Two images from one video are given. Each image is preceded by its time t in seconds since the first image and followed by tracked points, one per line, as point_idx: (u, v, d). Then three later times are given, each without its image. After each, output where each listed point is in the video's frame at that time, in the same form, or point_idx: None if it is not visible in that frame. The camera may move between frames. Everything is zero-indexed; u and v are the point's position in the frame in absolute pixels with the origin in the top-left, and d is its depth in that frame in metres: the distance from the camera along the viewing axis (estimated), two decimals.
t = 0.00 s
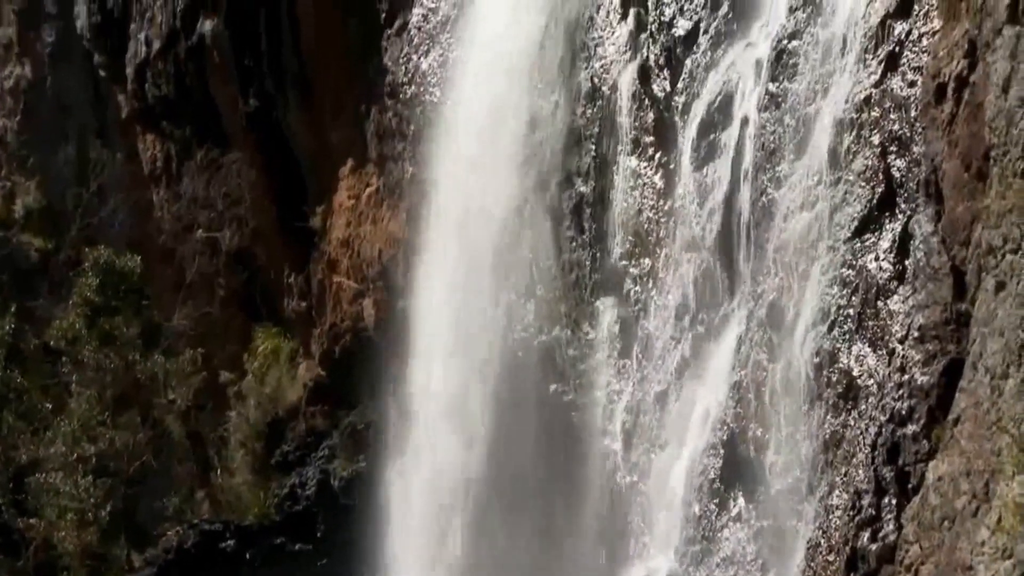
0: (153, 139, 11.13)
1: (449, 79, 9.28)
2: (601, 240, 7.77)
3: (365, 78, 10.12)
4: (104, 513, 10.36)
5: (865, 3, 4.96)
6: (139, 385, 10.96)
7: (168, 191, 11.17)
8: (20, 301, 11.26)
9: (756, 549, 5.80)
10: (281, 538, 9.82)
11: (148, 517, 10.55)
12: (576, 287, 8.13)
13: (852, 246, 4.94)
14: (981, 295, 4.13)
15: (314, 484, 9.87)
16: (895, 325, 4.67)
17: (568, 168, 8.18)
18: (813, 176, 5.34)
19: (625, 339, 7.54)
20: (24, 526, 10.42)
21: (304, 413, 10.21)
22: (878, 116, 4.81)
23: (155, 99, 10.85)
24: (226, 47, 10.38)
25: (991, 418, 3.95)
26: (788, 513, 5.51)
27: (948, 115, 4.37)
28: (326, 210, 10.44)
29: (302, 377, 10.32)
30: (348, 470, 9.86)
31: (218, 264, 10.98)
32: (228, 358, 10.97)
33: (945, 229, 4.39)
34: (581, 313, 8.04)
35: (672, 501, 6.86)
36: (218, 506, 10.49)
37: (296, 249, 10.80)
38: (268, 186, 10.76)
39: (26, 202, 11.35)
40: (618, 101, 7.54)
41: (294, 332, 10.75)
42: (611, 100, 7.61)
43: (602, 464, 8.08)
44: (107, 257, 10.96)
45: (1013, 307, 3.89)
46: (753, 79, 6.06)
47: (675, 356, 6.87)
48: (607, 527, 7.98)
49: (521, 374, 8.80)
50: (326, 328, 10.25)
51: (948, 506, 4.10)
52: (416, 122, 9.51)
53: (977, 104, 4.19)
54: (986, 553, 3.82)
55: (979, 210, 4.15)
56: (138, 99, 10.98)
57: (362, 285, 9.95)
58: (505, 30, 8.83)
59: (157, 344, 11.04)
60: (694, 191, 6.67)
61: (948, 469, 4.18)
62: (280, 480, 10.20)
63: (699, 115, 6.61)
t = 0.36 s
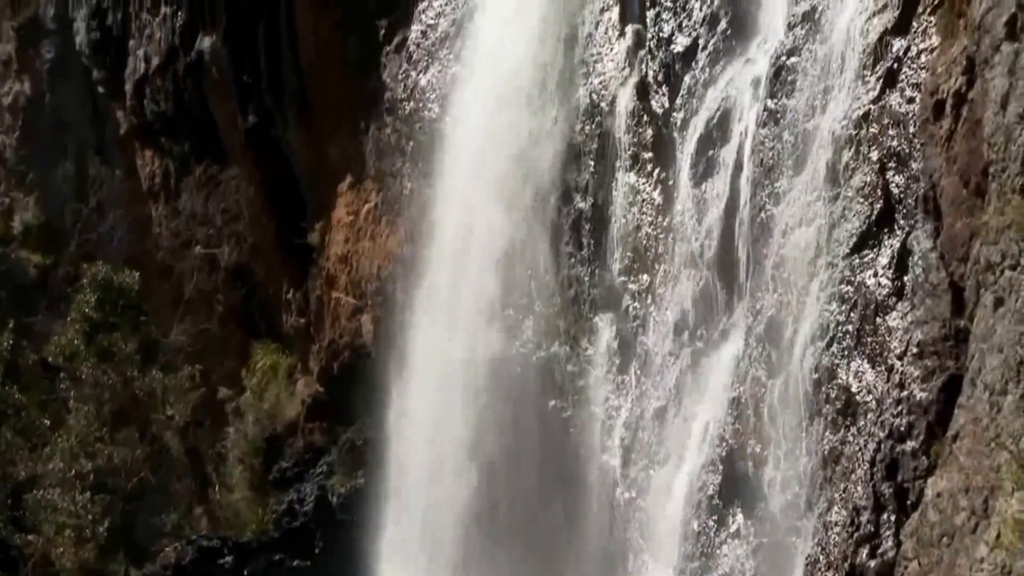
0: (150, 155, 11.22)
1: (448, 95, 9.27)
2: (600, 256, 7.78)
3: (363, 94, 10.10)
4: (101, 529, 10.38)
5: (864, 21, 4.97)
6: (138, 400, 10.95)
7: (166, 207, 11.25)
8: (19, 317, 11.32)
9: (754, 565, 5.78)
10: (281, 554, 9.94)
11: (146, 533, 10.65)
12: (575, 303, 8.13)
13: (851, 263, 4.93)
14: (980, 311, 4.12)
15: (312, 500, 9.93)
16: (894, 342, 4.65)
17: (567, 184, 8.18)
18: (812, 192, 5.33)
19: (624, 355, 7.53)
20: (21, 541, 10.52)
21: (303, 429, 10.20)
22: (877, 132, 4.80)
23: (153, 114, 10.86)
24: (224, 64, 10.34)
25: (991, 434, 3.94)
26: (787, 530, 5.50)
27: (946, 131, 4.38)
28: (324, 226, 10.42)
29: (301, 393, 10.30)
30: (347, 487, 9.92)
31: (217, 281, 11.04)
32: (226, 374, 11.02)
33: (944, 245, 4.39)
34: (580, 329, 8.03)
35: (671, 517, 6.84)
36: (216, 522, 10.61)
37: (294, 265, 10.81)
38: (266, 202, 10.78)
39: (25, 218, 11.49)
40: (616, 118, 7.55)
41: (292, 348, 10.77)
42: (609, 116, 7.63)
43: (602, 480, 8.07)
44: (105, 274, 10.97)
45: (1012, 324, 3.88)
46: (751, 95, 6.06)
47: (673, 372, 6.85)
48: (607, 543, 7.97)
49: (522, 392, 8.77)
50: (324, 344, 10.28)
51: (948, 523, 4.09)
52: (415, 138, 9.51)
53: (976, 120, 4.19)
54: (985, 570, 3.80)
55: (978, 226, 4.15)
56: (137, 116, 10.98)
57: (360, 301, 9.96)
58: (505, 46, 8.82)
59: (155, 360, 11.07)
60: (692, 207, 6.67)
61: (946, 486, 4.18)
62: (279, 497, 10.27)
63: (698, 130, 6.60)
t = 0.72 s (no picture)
0: (149, 169, 11.23)
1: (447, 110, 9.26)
2: (598, 271, 7.78)
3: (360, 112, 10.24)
4: (99, 544, 10.36)
5: (862, 36, 4.98)
6: (135, 416, 10.85)
7: (164, 222, 11.24)
8: (18, 332, 11.18)
9: None
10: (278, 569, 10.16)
11: (143, 549, 10.55)
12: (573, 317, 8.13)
13: (849, 278, 4.92)
14: (978, 327, 4.13)
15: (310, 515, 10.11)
16: (893, 356, 4.64)
17: (565, 200, 8.19)
18: (810, 207, 5.33)
19: (623, 370, 7.53)
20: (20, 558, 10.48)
21: (302, 444, 10.23)
22: (875, 147, 4.80)
23: (151, 129, 10.91)
24: (224, 80, 10.50)
25: (989, 450, 3.94)
26: (786, 546, 5.48)
27: (944, 147, 4.38)
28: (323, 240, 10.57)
29: (299, 408, 10.29)
30: (345, 501, 10.06)
31: (214, 296, 11.09)
32: (225, 390, 11.07)
33: (942, 261, 4.39)
34: (578, 343, 8.02)
35: (669, 533, 6.82)
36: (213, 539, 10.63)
37: (293, 280, 10.96)
38: (265, 217, 10.94)
39: (24, 233, 11.37)
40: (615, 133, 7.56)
41: (290, 364, 10.85)
42: (606, 131, 7.65)
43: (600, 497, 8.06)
44: (102, 290, 10.90)
45: (1009, 339, 3.88)
46: (748, 109, 6.10)
47: (671, 387, 6.85)
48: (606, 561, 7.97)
49: (522, 407, 8.76)
50: (322, 358, 10.33)
51: (947, 538, 4.09)
52: (413, 154, 9.48)
53: (973, 135, 4.20)
54: None
55: (977, 241, 4.15)
56: (136, 131, 11.04)
57: (359, 317, 9.96)
58: (503, 62, 8.81)
59: (153, 375, 10.99)
60: (691, 222, 6.67)
61: (945, 501, 4.19)
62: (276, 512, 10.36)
63: (696, 145, 6.60)
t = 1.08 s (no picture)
0: (146, 184, 11.25)
1: (443, 124, 9.30)
2: (595, 283, 7.79)
3: (355, 126, 10.44)
4: (96, 557, 9.94)
5: (859, 49, 4.99)
6: (132, 430, 10.73)
7: (162, 235, 11.25)
8: (15, 346, 11.27)
9: None
10: None
11: (139, 563, 10.35)
12: (570, 329, 8.13)
13: (846, 292, 4.91)
14: (975, 340, 4.13)
15: (306, 529, 10.01)
16: (889, 369, 4.63)
17: (561, 214, 8.22)
18: (807, 221, 5.34)
19: (620, 384, 7.52)
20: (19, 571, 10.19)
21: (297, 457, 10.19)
22: (872, 161, 4.81)
23: (149, 143, 10.95)
24: (224, 95, 10.60)
25: (986, 463, 3.94)
26: (783, 559, 5.47)
27: (941, 160, 4.39)
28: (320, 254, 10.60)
29: (296, 422, 10.27)
30: (341, 515, 10.01)
31: (211, 308, 11.14)
32: (223, 403, 11.19)
33: (939, 274, 4.39)
34: (575, 355, 8.03)
35: (665, 546, 6.81)
36: (209, 552, 10.68)
37: (289, 292, 11.08)
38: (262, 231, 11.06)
39: (20, 246, 11.43)
40: (612, 146, 7.58)
41: (287, 377, 10.95)
42: (604, 144, 7.66)
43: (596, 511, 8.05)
44: (96, 303, 10.67)
45: (1005, 352, 3.89)
46: (745, 122, 6.11)
47: (669, 401, 6.83)
48: None
49: (518, 420, 8.75)
50: (318, 375, 10.17)
51: (944, 551, 4.08)
52: (411, 166, 9.54)
53: (970, 149, 4.21)
54: None
55: (973, 254, 4.16)
56: (133, 144, 11.07)
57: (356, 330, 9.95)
58: (500, 75, 8.88)
59: (149, 390, 10.96)
60: (687, 235, 6.66)
61: (942, 515, 4.18)
62: (272, 525, 10.23)
63: (693, 158, 6.59)
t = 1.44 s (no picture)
0: (142, 196, 11.45)
1: (441, 136, 9.30)
2: (591, 295, 7.79)
3: (352, 137, 10.45)
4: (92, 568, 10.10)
5: (855, 61, 5.01)
6: (128, 441, 10.82)
7: (159, 246, 11.43)
8: (12, 356, 11.81)
9: None
10: None
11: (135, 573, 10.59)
12: (567, 340, 8.12)
13: (842, 304, 4.92)
14: (971, 352, 4.13)
15: (302, 540, 9.80)
16: (886, 382, 4.64)
17: (558, 225, 8.22)
18: (803, 233, 5.35)
19: (616, 396, 7.51)
20: None
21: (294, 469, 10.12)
22: (869, 173, 4.82)
23: (145, 155, 11.14)
24: (220, 107, 10.71)
25: (982, 476, 3.94)
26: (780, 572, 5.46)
27: (937, 172, 4.39)
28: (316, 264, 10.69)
29: (292, 433, 10.25)
30: (337, 526, 9.85)
31: (207, 319, 11.22)
32: (219, 414, 11.23)
33: (935, 286, 4.37)
34: (571, 366, 8.03)
35: (662, 558, 6.79)
36: (206, 564, 10.73)
37: (286, 302, 11.15)
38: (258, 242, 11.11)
39: (16, 258, 12.01)
40: (608, 159, 7.58)
41: (284, 388, 10.96)
42: (601, 156, 7.67)
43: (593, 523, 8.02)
44: (91, 315, 10.74)
45: (1001, 364, 3.89)
46: (742, 134, 6.12)
47: (664, 413, 6.82)
48: None
49: (513, 429, 8.72)
50: (315, 385, 10.26)
51: (941, 563, 4.08)
52: (406, 178, 9.53)
53: (966, 161, 4.21)
54: None
55: (969, 267, 4.16)
56: (129, 156, 11.30)
57: (352, 340, 10.04)
58: (498, 87, 8.86)
59: (146, 402, 11.04)
60: (684, 248, 6.67)
61: (939, 527, 4.17)
62: (269, 536, 10.09)
63: (689, 170, 6.59)
